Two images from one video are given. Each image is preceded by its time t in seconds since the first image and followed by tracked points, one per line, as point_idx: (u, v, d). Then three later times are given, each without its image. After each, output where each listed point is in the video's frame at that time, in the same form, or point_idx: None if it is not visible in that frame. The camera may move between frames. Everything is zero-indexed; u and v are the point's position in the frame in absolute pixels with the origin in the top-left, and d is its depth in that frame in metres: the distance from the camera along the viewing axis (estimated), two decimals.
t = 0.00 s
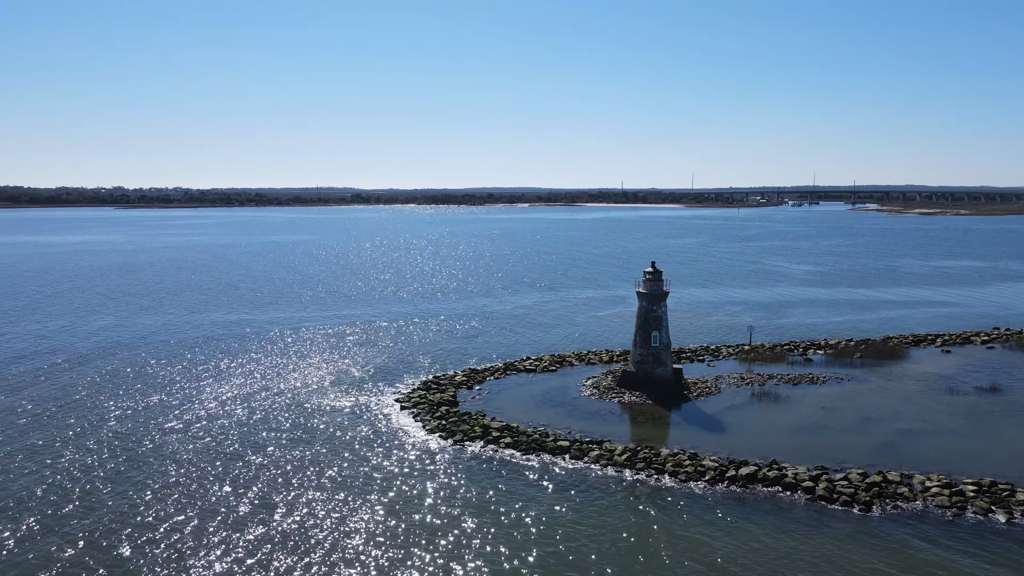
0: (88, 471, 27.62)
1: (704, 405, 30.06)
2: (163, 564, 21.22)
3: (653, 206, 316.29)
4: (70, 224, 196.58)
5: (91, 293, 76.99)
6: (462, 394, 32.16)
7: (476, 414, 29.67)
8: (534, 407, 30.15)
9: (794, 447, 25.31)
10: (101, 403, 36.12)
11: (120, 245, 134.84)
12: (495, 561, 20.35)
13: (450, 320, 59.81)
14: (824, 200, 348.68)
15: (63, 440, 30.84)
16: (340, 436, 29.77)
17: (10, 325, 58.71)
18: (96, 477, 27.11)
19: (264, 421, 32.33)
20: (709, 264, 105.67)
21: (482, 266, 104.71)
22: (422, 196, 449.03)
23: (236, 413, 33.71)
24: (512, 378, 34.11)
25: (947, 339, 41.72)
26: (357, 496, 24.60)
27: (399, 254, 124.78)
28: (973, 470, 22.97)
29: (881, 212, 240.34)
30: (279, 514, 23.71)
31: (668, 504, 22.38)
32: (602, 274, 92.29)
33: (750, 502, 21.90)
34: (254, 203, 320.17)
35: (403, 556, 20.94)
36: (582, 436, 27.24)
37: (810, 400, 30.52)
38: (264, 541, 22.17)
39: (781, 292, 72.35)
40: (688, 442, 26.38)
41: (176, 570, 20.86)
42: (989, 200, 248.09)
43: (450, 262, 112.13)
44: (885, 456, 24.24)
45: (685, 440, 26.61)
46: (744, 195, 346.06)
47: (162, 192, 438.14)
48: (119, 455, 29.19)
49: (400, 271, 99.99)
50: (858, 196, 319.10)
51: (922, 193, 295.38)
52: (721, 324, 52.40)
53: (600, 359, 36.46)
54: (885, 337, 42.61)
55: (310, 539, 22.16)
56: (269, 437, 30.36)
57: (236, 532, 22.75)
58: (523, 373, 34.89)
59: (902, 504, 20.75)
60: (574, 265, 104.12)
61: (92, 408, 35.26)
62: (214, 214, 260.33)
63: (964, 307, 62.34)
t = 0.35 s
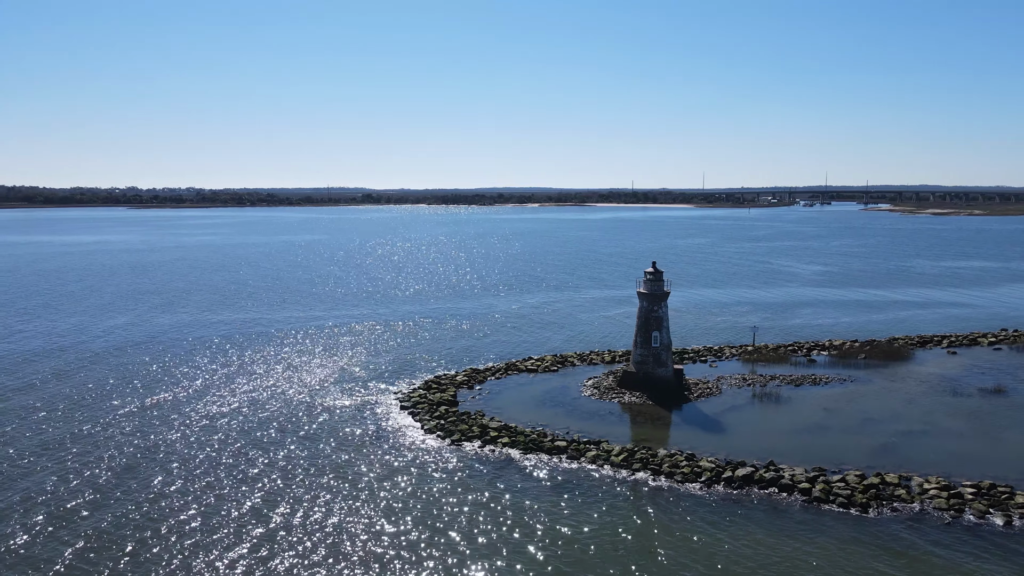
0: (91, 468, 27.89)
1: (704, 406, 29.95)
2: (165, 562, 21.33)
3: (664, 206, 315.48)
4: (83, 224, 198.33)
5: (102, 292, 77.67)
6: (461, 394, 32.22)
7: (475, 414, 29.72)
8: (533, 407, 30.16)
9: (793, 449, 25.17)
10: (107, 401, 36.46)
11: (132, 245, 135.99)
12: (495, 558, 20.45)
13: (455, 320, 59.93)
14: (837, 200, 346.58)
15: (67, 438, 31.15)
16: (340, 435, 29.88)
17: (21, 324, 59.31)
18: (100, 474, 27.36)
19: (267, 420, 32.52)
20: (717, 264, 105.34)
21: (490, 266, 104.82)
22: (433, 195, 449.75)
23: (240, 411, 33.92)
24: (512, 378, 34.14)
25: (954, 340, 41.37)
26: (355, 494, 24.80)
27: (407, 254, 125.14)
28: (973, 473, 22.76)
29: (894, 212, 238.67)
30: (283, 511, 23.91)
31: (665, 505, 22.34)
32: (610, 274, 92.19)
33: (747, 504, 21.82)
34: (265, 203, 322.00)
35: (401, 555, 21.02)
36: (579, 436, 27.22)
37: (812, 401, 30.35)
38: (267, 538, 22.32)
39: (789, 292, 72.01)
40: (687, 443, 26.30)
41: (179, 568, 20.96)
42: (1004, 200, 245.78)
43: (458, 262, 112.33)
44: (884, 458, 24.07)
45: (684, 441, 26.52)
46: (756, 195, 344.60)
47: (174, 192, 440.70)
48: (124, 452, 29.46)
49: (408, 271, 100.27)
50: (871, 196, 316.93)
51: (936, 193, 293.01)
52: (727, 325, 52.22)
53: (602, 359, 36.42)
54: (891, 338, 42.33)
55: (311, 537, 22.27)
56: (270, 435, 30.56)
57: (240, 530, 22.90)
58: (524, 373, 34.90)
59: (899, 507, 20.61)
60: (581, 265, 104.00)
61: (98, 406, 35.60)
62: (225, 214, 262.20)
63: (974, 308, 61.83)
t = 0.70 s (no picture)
0: (96, 465, 28.19)
1: (705, 407, 29.86)
2: (166, 561, 21.42)
3: (674, 206, 314.55)
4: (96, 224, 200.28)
5: (113, 292, 78.39)
6: (461, 394, 32.29)
7: (474, 414, 29.78)
8: (533, 407, 30.19)
9: (792, 451, 25.06)
10: (113, 399, 36.80)
11: (144, 245, 137.12)
12: (491, 559, 20.51)
13: (461, 320, 60.06)
14: (849, 200, 344.21)
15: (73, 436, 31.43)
16: (340, 434, 30.03)
17: (32, 322, 59.98)
18: (103, 471, 27.59)
19: (269, 419, 32.74)
20: (726, 264, 105.03)
21: (498, 266, 104.93)
22: (443, 195, 450.48)
23: (243, 410, 34.14)
24: (513, 378, 34.16)
25: (960, 342, 41.01)
26: (354, 492, 24.93)
27: (416, 254, 125.54)
28: (973, 476, 22.58)
29: (906, 212, 236.73)
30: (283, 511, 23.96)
31: (660, 506, 22.31)
32: (618, 274, 92.00)
33: (743, 505, 21.74)
34: (277, 203, 323.86)
35: (398, 555, 21.07)
36: (578, 436, 27.21)
37: (813, 403, 30.18)
38: (268, 539, 22.35)
39: (797, 293, 71.56)
40: (686, 444, 26.22)
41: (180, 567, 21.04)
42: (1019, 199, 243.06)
43: (466, 262, 112.47)
44: (884, 460, 23.92)
45: (683, 442, 26.45)
46: (767, 195, 342.78)
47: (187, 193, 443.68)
48: (127, 450, 29.73)
49: (416, 271, 100.54)
50: (883, 196, 314.57)
51: (950, 193, 290.24)
52: (732, 325, 52.02)
53: (604, 359, 36.41)
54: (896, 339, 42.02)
55: (310, 537, 22.33)
56: (271, 434, 30.74)
57: (240, 529, 22.99)
58: (525, 374, 34.92)
59: (896, 509, 20.48)
60: (589, 265, 103.89)
61: (104, 404, 35.96)
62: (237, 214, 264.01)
63: (983, 309, 61.23)
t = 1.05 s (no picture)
0: (100, 462, 28.45)
1: (705, 407, 29.79)
2: (167, 562, 21.36)
3: (684, 207, 313.49)
4: (110, 223, 201.88)
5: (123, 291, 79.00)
6: (462, 393, 32.34)
7: (473, 413, 29.84)
8: (533, 407, 30.19)
9: (792, 452, 24.96)
10: (120, 397, 37.09)
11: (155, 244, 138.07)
12: (488, 560, 20.54)
13: (467, 319, 60.15)
14: (861, 200, 341.74)
15: (77, 433, 31.68)
16: (340, 433, 30.13)
17: (43, 321, 60.47)
18: (106, 469, 27.75)
19: (271, 417, 32.91)
20: (735, 265, 104.60)
21: (506, 266, 104.97)
22: (453, 195, 450.89)
23: (245, 409, 34.33)
24: (514, 378, 34.17)
25: (967, 343, 40.68)
26: (353, 491, 25.04)
27: (425, 254, 125.78)
28: (974, 479, 22.43)
29: (919, 212, 234.65)
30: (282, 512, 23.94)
31: (657, 508, 22.22)
32: (625, 275, 91.79)
33: (739, 507, 21.64)
34: (288, 203, 325.23)
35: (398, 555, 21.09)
36: (576, 436, 27.22)
37: (815, 404, 30.04)
38: (269, 540, 22.29)
39: (805, 293, 71.21)
40: (686, 445, 26.15)
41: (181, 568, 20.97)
42: None
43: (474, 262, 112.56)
44: (884, 462, 23.80)
45: (683, 443, 26.38)
46: (778, 195, 340.98)
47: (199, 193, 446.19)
48: (130, 447, 29.93)
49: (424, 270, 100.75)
50: (896, 196, 312.11)
51: (964, 194, 287.54)
52: (737, 326, 51.82)
53: (606, 359, 36.39)
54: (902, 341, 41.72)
55: (312, 537, 22.35)
56: (273, 432, 30.93)
57: (242, 530, 22.98)
58: (526, 374, 34.93)
59: (893, 511, 20.36)
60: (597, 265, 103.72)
61: (109, 402, 36.19)
62: (249, 214, 265.50)
63: (993, 311, 60.67)
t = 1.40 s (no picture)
0: (103, 458, 28.78)
1: (705, 408, 29.73)
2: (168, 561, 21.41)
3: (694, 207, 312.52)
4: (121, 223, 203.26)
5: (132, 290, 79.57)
6: (462, 393, 32.40)
7: (472, 413, 29.94)
8: (533, 407, 30.23)
9: (791, 453, 24.85)
10: (125, 395, 37.39)
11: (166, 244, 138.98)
12: (488, 559, 20.61)
13: (473, 319, 60.22)
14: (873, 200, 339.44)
15: (83, 430, 32.04)
16: (340, 432, 30.24)
17: (53, 320, 61.00)
18: (108, 467, 27.94)
19: (273, 416, 33.13)
20: (743, 265, 104.25)
21: (514, 266, 105.00)
22: (463, 195, 451.62)
23: (248, 407, 34.56)
24: (514, 378, 34.21)
25: (973, 344, 40.35)
26: (352, 490, 25.14)
27: (434, 253, 126.03)
28: (972, 480, 22.27)
29: (931, 211, 232.78)
30: (284, 511, 24.02)
31: (653, 508, 22.21)
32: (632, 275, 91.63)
33: (733, 509, 21.57)
34: (298, 203, 326.48)
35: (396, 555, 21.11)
36: (574, 436, 27.23)
37: (817, 405, 29.90)
38: (269, 539, 22.36)
39: (811, 294, 70.92)
40: (685, 446, 26.09)
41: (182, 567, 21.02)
42: None
43: (482, 261, 112.63)
44: (883, 464, 23.65)
45: (682, 444, 26.33)
46: (789, 195, 339.27)
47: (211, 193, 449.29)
48: (132, 446, 30.13)
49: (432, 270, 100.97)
50: (908, 196, 309.87)
51: (977, 194, 285.03)
52: (742, 326, 51.62)
53: (608, 359, 36.39)
54: (907, 342, 41.46)
55: (311, 536, 22.42)
56: (276, 431, 31.10)
57: (243, 529, 23.03)
58: (527, 374, 34.96)
59: (890, 513, 20.24)
60: (605, 265, 103.54)
61: (115, 400, 36.54)
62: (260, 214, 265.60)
63: (1003, 311, 60.15)
